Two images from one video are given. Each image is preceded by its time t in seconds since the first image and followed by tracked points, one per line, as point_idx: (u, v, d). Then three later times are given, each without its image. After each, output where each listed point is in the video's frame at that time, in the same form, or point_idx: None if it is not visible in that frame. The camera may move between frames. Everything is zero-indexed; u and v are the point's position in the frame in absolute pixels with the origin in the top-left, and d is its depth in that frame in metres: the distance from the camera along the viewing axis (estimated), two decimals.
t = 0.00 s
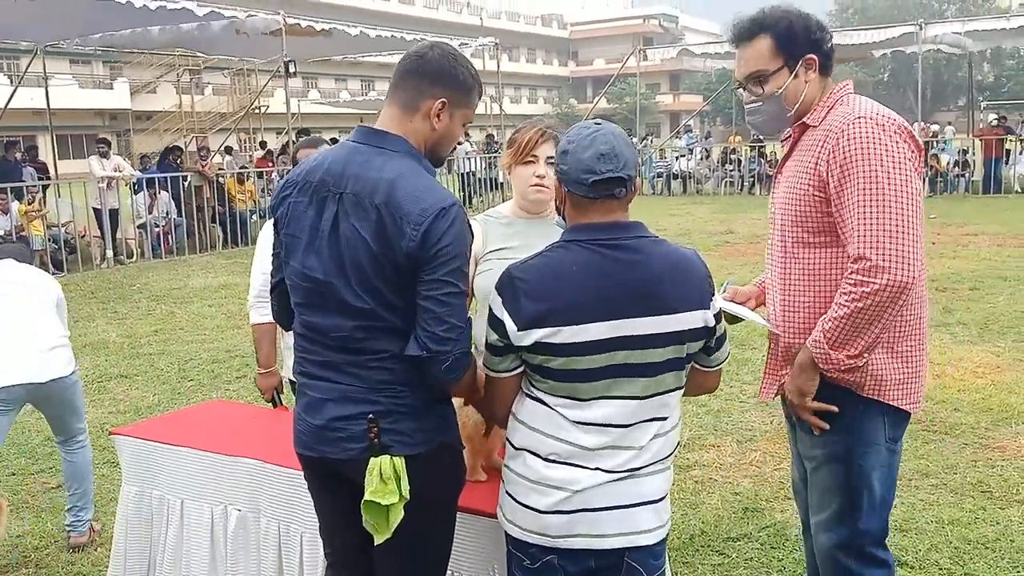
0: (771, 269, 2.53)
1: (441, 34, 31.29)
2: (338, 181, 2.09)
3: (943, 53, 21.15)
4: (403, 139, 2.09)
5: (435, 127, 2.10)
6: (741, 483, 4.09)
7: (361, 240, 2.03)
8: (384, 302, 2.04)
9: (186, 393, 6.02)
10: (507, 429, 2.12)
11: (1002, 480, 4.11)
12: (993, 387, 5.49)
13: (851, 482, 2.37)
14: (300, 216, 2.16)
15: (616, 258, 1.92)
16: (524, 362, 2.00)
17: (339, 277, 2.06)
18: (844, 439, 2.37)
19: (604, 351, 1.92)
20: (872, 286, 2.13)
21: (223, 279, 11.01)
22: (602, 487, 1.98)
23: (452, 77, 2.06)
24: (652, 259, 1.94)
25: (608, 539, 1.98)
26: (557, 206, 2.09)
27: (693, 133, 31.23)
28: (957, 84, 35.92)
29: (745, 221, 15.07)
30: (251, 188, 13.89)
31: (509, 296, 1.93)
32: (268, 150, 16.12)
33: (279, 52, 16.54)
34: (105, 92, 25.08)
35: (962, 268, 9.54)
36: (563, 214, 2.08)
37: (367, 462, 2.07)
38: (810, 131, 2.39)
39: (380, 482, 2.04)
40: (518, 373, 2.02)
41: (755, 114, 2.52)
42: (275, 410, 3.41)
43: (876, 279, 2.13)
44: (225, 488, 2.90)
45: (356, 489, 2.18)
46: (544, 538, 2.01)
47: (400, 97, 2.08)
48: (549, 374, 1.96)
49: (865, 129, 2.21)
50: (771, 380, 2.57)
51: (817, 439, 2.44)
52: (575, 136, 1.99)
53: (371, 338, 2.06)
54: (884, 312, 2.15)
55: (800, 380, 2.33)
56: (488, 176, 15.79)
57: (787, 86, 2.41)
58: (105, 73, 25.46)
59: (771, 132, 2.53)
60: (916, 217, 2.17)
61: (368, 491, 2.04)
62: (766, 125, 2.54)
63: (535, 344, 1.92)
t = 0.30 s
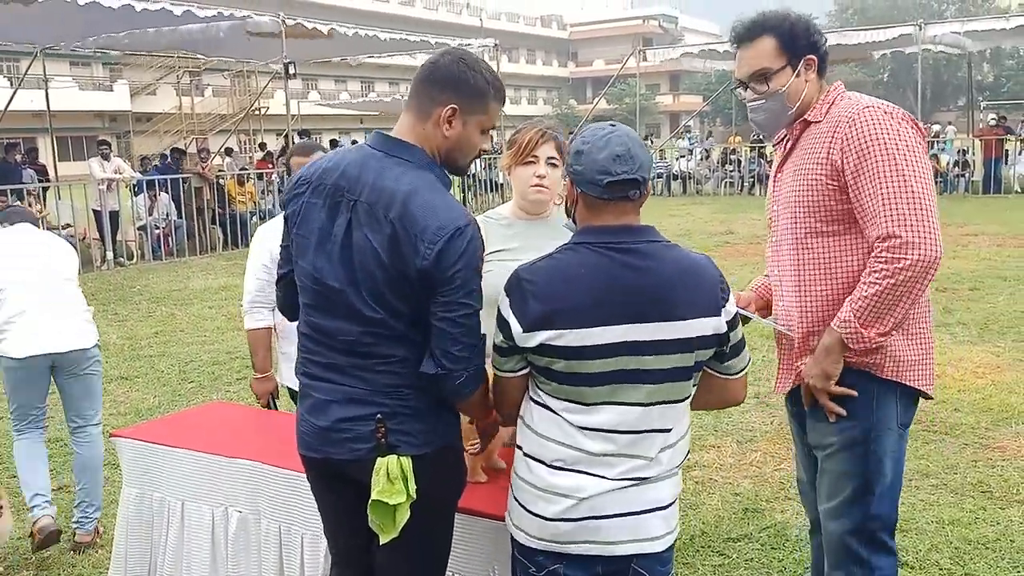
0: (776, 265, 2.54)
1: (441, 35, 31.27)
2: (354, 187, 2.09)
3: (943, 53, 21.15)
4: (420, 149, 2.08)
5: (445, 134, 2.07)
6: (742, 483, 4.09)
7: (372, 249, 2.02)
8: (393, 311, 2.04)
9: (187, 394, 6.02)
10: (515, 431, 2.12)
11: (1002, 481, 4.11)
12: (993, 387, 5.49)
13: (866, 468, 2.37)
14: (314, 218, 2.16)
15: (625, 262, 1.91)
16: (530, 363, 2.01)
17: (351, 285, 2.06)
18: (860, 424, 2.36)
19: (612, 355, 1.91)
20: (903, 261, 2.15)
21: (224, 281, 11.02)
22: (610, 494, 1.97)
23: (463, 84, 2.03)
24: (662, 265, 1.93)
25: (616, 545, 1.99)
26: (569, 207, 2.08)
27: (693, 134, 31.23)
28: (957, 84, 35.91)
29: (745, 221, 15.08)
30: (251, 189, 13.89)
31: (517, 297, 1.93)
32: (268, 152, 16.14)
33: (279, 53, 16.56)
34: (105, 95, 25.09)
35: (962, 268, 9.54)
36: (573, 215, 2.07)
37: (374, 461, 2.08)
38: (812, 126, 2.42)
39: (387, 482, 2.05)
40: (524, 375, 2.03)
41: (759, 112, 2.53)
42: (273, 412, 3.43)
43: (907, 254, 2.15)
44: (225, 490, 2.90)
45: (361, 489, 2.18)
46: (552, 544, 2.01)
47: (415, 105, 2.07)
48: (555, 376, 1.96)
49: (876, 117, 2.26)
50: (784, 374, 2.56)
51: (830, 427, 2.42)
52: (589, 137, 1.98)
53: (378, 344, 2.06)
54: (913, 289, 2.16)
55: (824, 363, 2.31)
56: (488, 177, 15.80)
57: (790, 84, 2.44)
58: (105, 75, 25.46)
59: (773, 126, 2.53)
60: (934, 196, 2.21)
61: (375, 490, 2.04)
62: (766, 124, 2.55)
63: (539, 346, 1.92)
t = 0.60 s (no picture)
0: (788, 262, 2.54)
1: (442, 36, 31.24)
2: (361, 194, 2.08)
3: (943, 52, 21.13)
4: (428, 157, 2.08)
5: (450, 141, 2.07)
6: (742, 484, 4.10)
7: (381, 258, 2.02)
8: (402, 317, 2.05)
9: (187, 396, 6.02)
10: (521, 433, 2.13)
11: (1002, 480, 4.11)
12: (992, 387, 5.48)
13: (878, 464, 2.36)
14: (320, 221, 2.15)
15: (629, 265, 1.90)
16: (531, 363, 2.03)
17: (358, 292, 2.06)
18: (873, 421, 2.36)
19: (614, 359, 1.90)
20: (920, 256, 2.15)
21: (224, 282, 11.03)
22: (612, 501, 1.97)
23: (467, 90, 2.01)
24: (667, 270, 1.92)
25: (620, 552, 1.99)
26: (577, 207, 2.09)
27: (693, 134, 31.23)
28: (958, 83, 35.85)
29: (746, 221, 15.07)
30: (252, 191, 13.84)
31: (519, 297, 1.94)
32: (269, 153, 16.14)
33: (279, 54, 16.55)
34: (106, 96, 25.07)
35: (962, 268, 9.53)
36: (582, 217, 2.08)
37: (380, 463, 2.09)
38: (821, 124, 2.43)
39: (393, 484, 2.05)
40: (524, 374, 2.05)
41: (768, 110, 2.51)
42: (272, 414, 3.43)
43: (924, 249, 2.15)
44: (226, 492, 2.90)
45: (366, 493, 2.19)
46: (556, 550, 2.02)
47: (421, 111, 2.07)
48: (555, 377, 1.96)
49: (887, 112, 2.27)
50: (796, 373, 2.56)
51: (841, 425, 2.41)
52: (601, 138, 1.99)
53: (384, 349, 2.07)
54: (930, 283, 2.17)
55: (839, 359, 2.30)
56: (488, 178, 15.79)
57: (799, 82, 2.44)
58: (105, 77, 25.44)
59: (781, 125, 2.52)
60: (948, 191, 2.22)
61: (382, 492, 2.05)
62: (776, 123, 2.55)
63: (540, 345, 1.92)
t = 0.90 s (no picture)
0: (810, 272, 2.52)
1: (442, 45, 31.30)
2: (373, 204, 2.09)
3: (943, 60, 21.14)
4: (440, 169, 2.09)
5: (462, 156, 2.08)
6: (741, 492, 4.09)
7: (391, 270, 2.03)
8: (409, 328, 2.05)
9: (187, 404, 6.03)
10: (521, 441, 2.14)
11: (1002, 488, 4.11)
12: (992, 394, 5.48)
13: (919, 486, 2.32)
14: (330, 228, 2.16)
15: (632, 274, 1.91)
16: (531, 372, 2.03)
17: (366, 302, 2.07)
18: (910, 443, 2.31)
19: (616, 370, 1.91)
20: (948, 284, 2.13)
21: (224, 290, 11.04)
22: (612, 513, 1.97)
23: (478, 104, 2.02)
24: (670, 279, 1.92)
25: (621, 563, 1.99)
26: (580, 216, 2.09)
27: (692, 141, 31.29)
28: (957, 90, 35.87)
29: (746, 229, 15.08)
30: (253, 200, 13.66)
31: (521, 304, 1.95)
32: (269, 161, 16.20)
33: (280, 63, 16.61)
34: (107, 104, 25.14)
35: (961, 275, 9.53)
36: (587, 225, 2.09)
37: (382, 472, 2.09)
38: (850, 134, 2.40)
39: (395, 492, 2.06)
40: (525, 383, 2.06)
41: (789, 113, 2.51)
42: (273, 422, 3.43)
43: (952, 276, 2.13)
44: (226, 500, 2.90)
45: (368, 501, 2.20)
46: (555, 561, 2.02)
47: (434, 125, 2.08)
48: (554, 386, 1.97)
49: (921, 129, 2.23)
50: (818, 392, 2.53)
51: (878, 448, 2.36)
52: (608, 148, 2.00)
53: (388, 358, 2.07)
54: (957, 312, 2.15)
55: (869, 388, 2.27)
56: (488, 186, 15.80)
57: (821, 87, 2.42)
58: (106, 85, 25.48)
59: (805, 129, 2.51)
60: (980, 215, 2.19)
61: (383, 500, 2.05)
62: (798, 126, 2.54)
63: (540, 353, 1.93)
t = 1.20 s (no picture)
0: (852, 301, 2.50)
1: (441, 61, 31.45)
2: (383, 224, 2.09)
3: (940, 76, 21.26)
4: (447, 189, 2.10)
5: (469, 178, 2.10)
6: (740, 511, 4.08)
7: (401, 288, 2.03)
8: (418, 347, 2.06)
9: (185, 421, 6.02)
10: (521, 462, 2.14)
11: (1002, 507, 4.10)
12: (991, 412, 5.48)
13: (947, 515, 2.32)
14: (340, 248, 2.16)
15: (635, 295, 1.91)
16: (532, 393, 2.04)
17: (376, 322, 2.07)
18: (939, 475, 2.30)
19: (619, 391, 1.91)
20: (997, 339, 2.06)
21: (222, 306, 11.04)
22: (613, 537, 1.97)
23: (482, 126, 2.04)
24: (672, 300, 1.93)
25: None
26: (580, 238, 2.10)
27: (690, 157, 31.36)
28: (954, 106, 36.03)
29: (745, 245, 15.11)
30: (251, 213, 13.80)
31: (523, 324, 1.95)
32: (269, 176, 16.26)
33: (280, 79, 16.69)
34: (107, 120, 25.23)
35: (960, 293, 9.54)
36: (586, 246, 2.09)
37: (386, 493, 2.09)
38: (899, 167, 2.34)
39: (401, 511, 2.06)
40: (525, 404, 2.06)
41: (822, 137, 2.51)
42: (273, 440, 3.42)
43: (1003, 331, 2.06)
44: (224, 519, 2.89)
45: (369, 523, 2.20)
46: None
47: (440, 148, 2.10)
48: (556, 407, 1.98)
49: (979, 173, 2.14)
50: (853, 423, 2.54)
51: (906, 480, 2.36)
52: (605, 168, 2.02)
53: (395, 377, 2.08)
54: (1004, 367, 2.08)
55: (901, 431, 2.25)
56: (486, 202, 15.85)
57: (849, 115, 2.37)
58: (106, 100, 25.57)
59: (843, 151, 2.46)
60: None
61: (389, 520, 2.05)
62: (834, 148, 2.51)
63: (543, 374, 1.93)
